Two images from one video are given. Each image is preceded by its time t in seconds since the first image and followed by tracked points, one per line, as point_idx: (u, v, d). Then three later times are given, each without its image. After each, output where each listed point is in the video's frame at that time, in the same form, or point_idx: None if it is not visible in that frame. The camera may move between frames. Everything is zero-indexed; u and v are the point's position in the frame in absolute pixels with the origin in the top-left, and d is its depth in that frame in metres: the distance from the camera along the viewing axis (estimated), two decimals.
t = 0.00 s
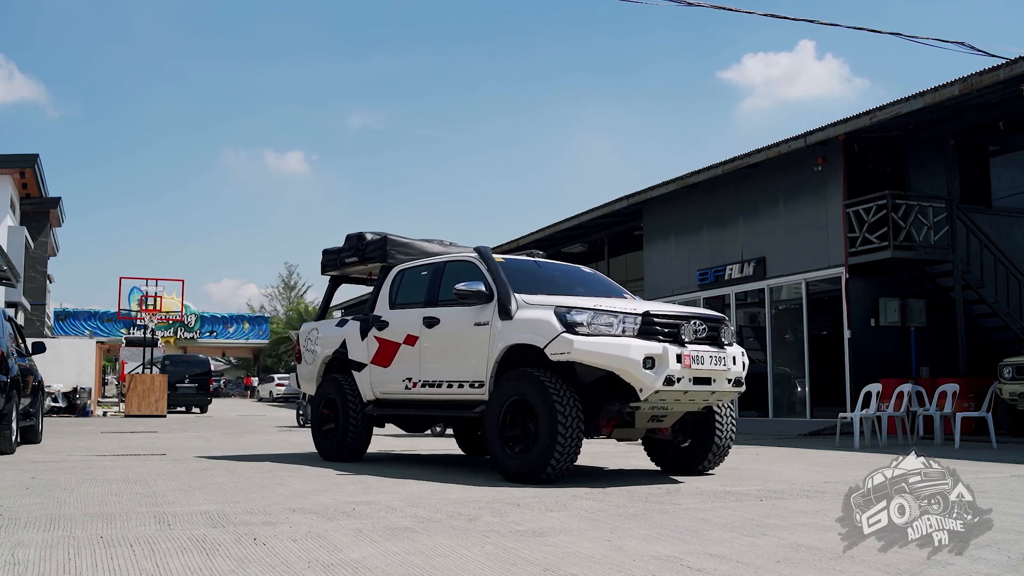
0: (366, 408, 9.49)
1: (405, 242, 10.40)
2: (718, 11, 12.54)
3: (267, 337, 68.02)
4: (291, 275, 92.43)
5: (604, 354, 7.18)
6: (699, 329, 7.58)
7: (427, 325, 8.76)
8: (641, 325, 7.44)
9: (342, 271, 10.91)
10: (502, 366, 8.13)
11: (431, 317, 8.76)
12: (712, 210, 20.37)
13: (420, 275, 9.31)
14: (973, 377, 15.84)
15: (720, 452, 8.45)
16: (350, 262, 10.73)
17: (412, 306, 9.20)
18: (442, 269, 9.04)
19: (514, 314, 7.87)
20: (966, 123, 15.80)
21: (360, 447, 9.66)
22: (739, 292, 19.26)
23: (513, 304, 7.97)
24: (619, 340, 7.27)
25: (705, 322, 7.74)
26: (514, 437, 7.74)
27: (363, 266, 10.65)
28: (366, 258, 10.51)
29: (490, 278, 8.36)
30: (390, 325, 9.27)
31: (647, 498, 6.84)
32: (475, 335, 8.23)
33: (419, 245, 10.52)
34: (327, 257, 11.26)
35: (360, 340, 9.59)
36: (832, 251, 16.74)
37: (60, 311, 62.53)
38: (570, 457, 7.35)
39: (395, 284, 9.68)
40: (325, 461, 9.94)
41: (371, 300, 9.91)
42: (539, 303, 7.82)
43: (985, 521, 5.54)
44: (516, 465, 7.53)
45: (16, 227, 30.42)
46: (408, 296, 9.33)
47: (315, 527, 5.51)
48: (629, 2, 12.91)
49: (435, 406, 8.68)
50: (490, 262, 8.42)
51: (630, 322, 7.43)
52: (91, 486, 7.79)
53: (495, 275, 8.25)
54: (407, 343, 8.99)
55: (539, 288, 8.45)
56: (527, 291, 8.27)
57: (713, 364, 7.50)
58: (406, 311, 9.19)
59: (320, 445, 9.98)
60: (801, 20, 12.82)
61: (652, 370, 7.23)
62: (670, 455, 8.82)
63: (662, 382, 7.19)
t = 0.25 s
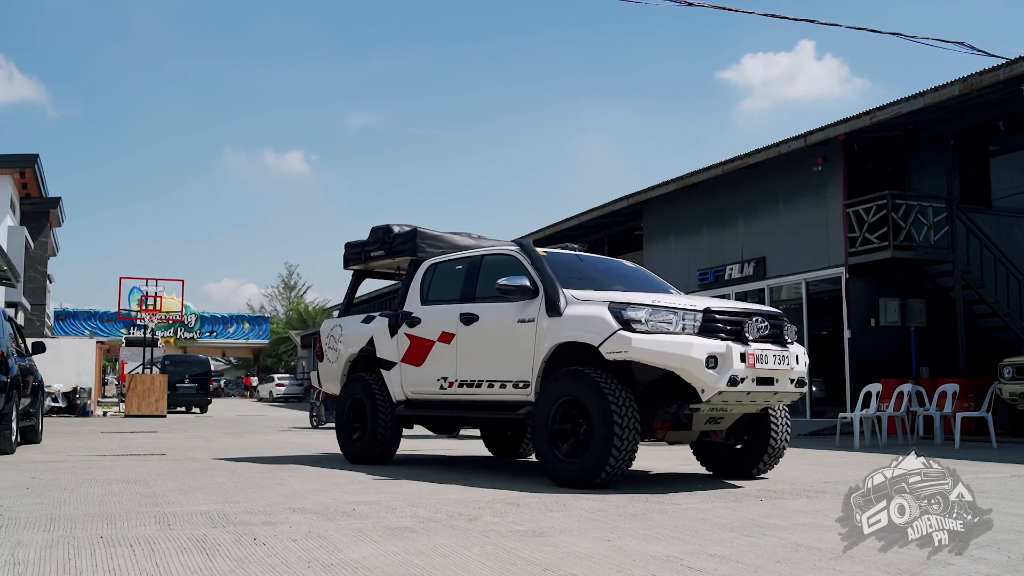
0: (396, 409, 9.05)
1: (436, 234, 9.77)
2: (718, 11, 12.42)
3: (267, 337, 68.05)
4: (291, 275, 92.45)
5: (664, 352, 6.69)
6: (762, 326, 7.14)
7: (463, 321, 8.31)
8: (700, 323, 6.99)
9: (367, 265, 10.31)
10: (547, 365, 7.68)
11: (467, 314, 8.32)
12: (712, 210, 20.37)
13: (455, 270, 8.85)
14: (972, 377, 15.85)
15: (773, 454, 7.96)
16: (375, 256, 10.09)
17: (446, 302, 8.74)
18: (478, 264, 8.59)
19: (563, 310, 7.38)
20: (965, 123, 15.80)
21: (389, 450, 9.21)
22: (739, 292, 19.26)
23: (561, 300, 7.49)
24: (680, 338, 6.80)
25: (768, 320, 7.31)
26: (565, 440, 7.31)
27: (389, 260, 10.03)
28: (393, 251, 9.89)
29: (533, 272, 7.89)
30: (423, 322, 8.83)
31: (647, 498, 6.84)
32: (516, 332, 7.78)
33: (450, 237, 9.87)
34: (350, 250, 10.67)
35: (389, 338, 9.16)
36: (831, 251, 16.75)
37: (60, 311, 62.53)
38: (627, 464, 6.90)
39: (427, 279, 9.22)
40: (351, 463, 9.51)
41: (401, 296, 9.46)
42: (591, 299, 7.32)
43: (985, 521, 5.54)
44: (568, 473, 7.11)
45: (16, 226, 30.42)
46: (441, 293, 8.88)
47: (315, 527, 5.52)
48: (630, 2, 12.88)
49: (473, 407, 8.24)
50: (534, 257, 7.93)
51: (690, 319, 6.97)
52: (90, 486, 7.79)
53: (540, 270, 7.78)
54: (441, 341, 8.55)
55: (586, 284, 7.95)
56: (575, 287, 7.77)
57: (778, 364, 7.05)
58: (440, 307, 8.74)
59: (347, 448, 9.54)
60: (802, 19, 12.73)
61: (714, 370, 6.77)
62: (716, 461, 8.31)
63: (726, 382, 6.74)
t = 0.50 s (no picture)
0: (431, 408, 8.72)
1: (470, 227, 9.22)
2: (718, 11, 12.50)
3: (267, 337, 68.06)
4: (292, 276, 92.43)
5: (733, 350, 6.39)
6: (834, 323, 6.84)
7: (508, 318, 7.99)
8: (769, 319, 6.69)
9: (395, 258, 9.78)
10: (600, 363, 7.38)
11: (512, 309, 7.99)
12: (712, 210, 20.37)
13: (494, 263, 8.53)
14: (973, 377, 15.85)
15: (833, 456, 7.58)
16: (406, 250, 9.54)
17: (485, 298, 8.42)
18: (519, 257, 8.26)
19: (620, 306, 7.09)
20: (966, 123, 15.79)
21: (423, 452, 8.88)
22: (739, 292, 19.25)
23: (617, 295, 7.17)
24: (749, 335, 6.49)
25: (836, 316, 7.01)
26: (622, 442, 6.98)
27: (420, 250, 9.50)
28: (425, 245, 9.34)
29: (583, 267, 7.58)
30: (461, 318, 8.52)
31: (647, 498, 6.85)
32: (568, 329, 7.46)
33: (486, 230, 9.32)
34: (375, 242, 10.15)
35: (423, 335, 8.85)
36: (831, 251, 16.77)
37: (60, 311, 62.53)
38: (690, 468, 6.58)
39: (463, 274, 8.86)
40: (381, 466, 9.15)
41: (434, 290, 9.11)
42: (651, 295, 7.03)
43: (985, 522, 5.54)
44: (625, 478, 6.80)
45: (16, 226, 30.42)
46: (481, 287, 8.55)
47: (315, 527, 5.52)
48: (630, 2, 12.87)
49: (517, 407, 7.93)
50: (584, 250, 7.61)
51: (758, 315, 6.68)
52: (90, 486, 7.79)
53: (592, 264, 7.47)
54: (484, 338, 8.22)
55: (638, 277, 7.63)
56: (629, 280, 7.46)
57: (849, 362, 6.74)
58: (480, 303, 8.42)
59: (377, 450, 9.19)
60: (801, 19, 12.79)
61: (786, 369, 6.45)
62: (776, 466, 7.93)
63: (799, 380, 6.41)
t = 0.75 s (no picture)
0: (470, 409, 8.21)
1: (509, 218, 8.71)
2: (717, 11, 12.64)
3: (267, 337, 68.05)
4: (291, 276, 92.43)
5: (811, 347, 5.87)
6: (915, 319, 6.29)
7: (557, 314, 7.48)
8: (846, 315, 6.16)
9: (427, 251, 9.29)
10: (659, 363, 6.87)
11: (562, 305, 7.48)
12: (712, 210, 20.37)
13: (535, 257, 8.07)
14: (973, 377, 15.84)
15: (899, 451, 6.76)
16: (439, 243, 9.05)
17: (531, 294, 7.91)
18: (567, 250, 7.77)
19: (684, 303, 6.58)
20: (966, 123, 15.78)
21: (461, 456, 8.37)
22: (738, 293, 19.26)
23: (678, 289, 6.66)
24: (827, 330, 5.97)
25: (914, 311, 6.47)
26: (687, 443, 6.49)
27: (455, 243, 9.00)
28: (460, 238, 8.86)
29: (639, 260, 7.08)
30: (503, 314, 8.01)
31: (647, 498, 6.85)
32: (625, 325, 6.94)
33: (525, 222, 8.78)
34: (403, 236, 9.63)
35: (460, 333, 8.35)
36: (831, 251, 16.78)
37: (60, 311, 62.54)
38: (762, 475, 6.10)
39: (504, 269, 8.37)
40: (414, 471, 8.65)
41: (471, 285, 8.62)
42: (716, 289, 6.51)
43: (985, 522, 5.54)
44: (691, 483, 6.35)
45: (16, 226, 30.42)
46: (525, 282, 8.04)
47: (315, 527, 5.51)
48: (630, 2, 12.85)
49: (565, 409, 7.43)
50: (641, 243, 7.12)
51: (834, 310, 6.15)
52: (90, 486, 7.79)
53: (649, 257, 6.97)
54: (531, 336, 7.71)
55: (699, 271, 7.12)
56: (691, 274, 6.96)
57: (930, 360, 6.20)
58: (525, 299, 7.90)
59: (410, 454, 8.66)
60: (801, 19, 12.94)
61: (867, 367, 5.92)
62: (831, 466, 7.11)
63: (881, 380, 5.87)
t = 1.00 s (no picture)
0: (514, 411, 7.79)
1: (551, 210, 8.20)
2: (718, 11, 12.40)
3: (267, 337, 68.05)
4: (291, 276, 92.46)
5: (899, 343, 5.45)
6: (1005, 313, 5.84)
7: (611, 310, 7.00)
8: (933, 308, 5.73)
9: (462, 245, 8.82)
10: (728, 361, 6.42)
11: (615, 301, 7.01)
12: (712, 210, 20.38)
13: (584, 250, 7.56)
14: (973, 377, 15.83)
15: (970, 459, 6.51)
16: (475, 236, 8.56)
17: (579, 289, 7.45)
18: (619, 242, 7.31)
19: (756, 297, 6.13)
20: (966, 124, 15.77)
21: (502, 462, 7.92)
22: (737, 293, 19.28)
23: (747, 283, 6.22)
24: (915, 326, 5.55)
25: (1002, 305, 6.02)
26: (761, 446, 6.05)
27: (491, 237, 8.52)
28: (500, 231, 8.36)
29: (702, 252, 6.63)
30: (550, 311, 7.55)
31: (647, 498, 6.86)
32: (688, 322, 6.48)
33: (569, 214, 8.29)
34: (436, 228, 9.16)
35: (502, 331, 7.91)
36: (831, 251, 16.78)
37: (60, 311, 62.54)
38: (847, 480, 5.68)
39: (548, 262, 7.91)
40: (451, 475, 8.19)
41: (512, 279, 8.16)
42: (790, 282, 6.09)
43: (985, 522, 5.54)
44: (763, 488, 5.93)
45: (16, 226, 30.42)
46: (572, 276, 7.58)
47: (315, 527, 5.51)
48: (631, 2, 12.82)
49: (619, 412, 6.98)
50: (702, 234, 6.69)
51: (922, 303, 5.71)
52: (90, 486, 7.79)
53: (714, 248, 6.53)
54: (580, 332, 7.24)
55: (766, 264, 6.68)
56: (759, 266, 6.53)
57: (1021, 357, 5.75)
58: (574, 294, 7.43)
59: (446, 457, 8.21)
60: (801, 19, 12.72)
61: (957, 366, 5.49)
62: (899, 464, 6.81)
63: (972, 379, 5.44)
